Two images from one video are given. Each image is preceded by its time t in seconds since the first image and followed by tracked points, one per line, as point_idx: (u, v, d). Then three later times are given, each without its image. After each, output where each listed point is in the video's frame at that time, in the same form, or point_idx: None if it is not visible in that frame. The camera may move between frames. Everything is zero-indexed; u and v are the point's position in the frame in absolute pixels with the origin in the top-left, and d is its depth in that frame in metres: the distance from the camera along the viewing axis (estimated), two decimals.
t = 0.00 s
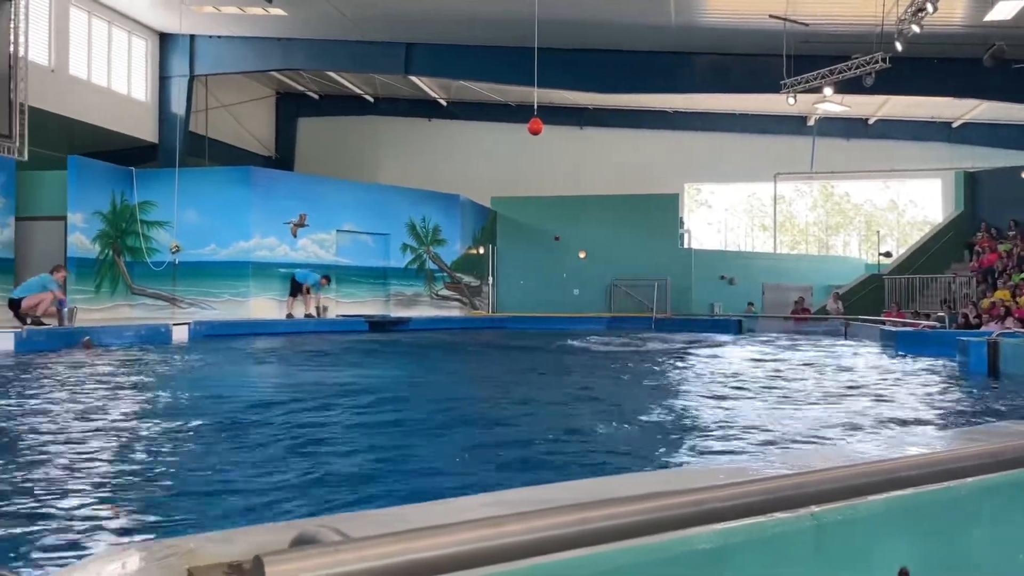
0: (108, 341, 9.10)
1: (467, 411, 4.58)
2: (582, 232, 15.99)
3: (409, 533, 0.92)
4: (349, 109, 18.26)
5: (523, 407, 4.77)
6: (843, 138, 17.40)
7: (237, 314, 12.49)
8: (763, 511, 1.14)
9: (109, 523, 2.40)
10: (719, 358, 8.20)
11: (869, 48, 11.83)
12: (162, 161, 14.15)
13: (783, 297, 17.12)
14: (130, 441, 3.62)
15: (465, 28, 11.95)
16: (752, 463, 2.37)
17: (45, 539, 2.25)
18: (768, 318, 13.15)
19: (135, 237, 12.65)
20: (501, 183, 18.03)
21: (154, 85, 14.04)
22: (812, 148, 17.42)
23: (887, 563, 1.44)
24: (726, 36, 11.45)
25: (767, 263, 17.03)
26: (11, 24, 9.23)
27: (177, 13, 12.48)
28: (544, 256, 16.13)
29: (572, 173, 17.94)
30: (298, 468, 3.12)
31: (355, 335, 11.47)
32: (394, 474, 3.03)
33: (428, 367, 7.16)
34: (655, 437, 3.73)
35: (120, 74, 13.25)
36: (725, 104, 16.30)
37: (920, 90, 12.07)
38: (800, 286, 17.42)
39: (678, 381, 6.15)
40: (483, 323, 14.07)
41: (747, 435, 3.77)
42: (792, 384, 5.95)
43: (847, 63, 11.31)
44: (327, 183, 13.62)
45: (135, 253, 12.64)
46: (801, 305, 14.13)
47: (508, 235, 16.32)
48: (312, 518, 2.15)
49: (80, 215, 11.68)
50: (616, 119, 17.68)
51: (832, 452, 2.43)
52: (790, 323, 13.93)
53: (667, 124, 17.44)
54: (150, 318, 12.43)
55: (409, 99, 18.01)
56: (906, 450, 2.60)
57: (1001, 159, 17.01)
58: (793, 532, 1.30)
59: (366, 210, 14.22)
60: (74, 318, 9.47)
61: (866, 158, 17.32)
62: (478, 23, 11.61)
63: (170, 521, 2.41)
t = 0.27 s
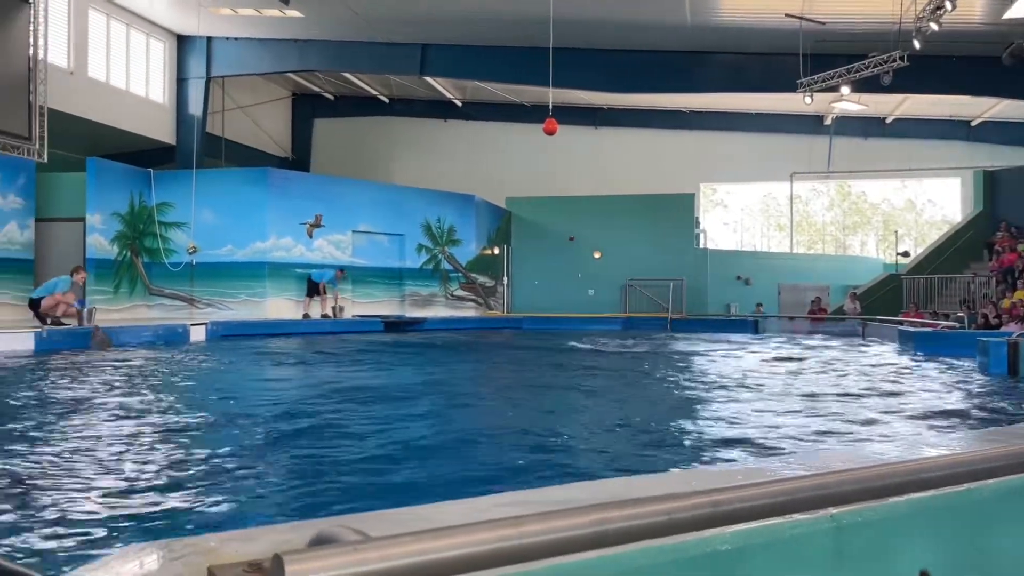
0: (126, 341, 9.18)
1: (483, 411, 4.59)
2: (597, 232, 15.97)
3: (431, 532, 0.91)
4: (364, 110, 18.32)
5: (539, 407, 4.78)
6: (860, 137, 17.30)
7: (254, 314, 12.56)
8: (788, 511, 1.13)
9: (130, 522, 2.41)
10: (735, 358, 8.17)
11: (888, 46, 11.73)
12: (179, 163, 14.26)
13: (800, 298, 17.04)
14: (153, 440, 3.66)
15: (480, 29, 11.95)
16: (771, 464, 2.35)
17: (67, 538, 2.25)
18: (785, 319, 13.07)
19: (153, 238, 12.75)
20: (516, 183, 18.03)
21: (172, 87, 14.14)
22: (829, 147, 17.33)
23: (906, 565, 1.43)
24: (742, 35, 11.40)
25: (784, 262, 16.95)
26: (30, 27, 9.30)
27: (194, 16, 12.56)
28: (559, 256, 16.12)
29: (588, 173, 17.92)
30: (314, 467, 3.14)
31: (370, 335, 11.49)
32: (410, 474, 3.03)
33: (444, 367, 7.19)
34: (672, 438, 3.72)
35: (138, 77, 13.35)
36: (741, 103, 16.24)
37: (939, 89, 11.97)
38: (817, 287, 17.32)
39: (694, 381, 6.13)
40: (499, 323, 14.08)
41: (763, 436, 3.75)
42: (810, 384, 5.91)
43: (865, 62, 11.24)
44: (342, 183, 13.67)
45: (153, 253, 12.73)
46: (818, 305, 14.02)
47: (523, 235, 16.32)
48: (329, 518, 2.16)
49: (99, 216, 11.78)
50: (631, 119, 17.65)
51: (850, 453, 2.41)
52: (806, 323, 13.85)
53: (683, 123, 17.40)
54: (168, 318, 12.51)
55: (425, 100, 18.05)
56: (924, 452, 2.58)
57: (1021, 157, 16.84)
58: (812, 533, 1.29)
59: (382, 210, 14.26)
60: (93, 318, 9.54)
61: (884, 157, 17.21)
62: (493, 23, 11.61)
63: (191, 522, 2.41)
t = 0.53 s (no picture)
0: (145, 340, 9.25)
1: (498, 411, 4.60)
2: (613, 232, 15.94)
3: (451, 532, 0.91)
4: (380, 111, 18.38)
5: (554, 407, 4.78)
6: (878, 136, 17.19)
7: (270, 314, 12.64)
8: (808, 512, 1.12)
9: (150, 521, 2.43)
10: (752, 359, 8.13)
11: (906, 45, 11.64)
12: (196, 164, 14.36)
13: (817, 298, 16.94)
14: (173, 439, 3.69)
15: (495, 29, 11.96)
16: (789, 465, 2.34)
17: (88, 539, 2.25)
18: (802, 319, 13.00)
19: (171, 238, 12.84)
20: (531, 183, 18.04)
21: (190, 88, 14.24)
22: (847, 147, 17.22)
23: (928, 568, 1.41)
24: (758, 34, 11.34)
25: (801, 263, 16.86)
26: (50, 30, 9.38)
27: (211, 18, 12.63)
28: (575, 256, 16.10)
29: (603, 173, 17.90)
30: (331, 467, 3.15)
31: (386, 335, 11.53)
32: (427, 474, 3.04)
33: (459, 367, 7.21)
34: (689, 439, 3.70)
35: (156, 78, 13.45)
36: (758, 103, 16.17)
37: (957, 88, 11.87)
38: (834, 287, 17.22)
39: (710, 381, 6.11)
40: (514, 324, 14.08)
41: (781, 437, 3.73)
42: (828, 385, 5.88)
43: (883, 61, 11.16)
44: (358, 183, 13.71)
45: (171, 254, 12.82)
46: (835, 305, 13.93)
47: (538, 235, 16.32)
48: (347, 517, 2.16)
49: (118, 217, 11.87)
50: (647, 119, 17.61)
51: (870, 454, 2.39)
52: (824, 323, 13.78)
53: (699, 123, 17.34)
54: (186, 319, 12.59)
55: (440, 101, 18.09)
56: (945, 454, 2.56)
57: None
58: (833, 535, 1.28)
59: (397, 211, 14.30)
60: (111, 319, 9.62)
61: (902, 156, 17.09)
62: (509, 23, 11.60)
63: (210, 523, 2.41)
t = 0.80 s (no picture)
0: (162, 340, 9.31)
1: (513, 412, 4.61)
2: (627, 232, 15.91)
3: (469, 532, 0.90)
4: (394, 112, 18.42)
5: (569, 407, 4.78)
6: (895, 135, 17.08)
7: (285, 314, 12.70)
8: (828, 513, 1.11)
9: (168, 521, 2.45)
10: (767, 359, 8.10)
11: (923, 43, 11.56)
12: (212, 165, 14.45)
13: (832, 298, 16.86)
14: (191, 439, 3.71)
15: (509, 30, 11.97)
16: (805, 467, 2.33)
17: (105, 540, 2.26)
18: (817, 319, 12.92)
19: (187, 239, 12.92)
20: (544, 184, 18.03)
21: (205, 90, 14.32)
22: (863, 147, 17.12)
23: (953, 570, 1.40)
24: (773, 33, 11.29)
25: (816, 263, 16.78)
26: (68, 32, 9.46)
27: (227, 19, 12.69)
28: (589, 257, 16.08)
29: (617, 174, 17.87)
30: (347, 467, 3.17)
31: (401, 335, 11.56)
32: (441, 474, 3.04)
33: (474, 367, 7.23)
34: (704, 440, 3.69)
35: (172, 80, 13.54)
36: (773, 102, 16.11)
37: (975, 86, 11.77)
38: (851, 287, 17.14)
39: (725, 382, 6.10)
40: (527, 324, 14.06)
41: (796, 438, 3.72)
42: (844, 386, 5.85)
43: (899, 59, 11.09)
44: (373, 184, 13.75)
45: (187, 254, 12.90)
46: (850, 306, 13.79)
47: (552, 235, 16.31)
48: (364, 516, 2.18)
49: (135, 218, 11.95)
50: (661, 119, 17.57)
51: (887, 456, 2.38)
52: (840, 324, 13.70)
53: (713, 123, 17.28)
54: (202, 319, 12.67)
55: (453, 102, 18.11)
56: (963, 455, 2.54)
57: None
58: (853, 537, 1.27)
59: (412, 212, 14.32)
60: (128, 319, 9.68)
61: (919, 155, 16.98)
62: (523, 23, 11.60)
63: (228, 524, 2.41)
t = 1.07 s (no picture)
0: (174, 341, 9.35)
1: (524, 412, 4.61)
2: (638, 232, 15.88)
3: (481, 532, 0.91)
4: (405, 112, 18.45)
5: (580, 408, 4.78)
6: (908, 134, 16.99)
7: (296, 314, 12.75)
8: (843, 515, 1.10)
9: (180, 520, 2.46)
10: (780, 360, 8.07)
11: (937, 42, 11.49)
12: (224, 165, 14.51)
13: (845, 298, 16.78)
14: (202, 439, 3.73)
15: (520, 29, 11.96)
16: (819, 467, 2.32)
17: (118, 539, 2.27)
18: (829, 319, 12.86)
19: (199, 240, 12.97)
20: (555, 184, 18.03)
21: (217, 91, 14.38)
22: (876, 146, 17.03)
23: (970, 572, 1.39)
24: (785, 33, 11.24)
25: (829, 262, 16.70)
26: (81, 34, 9.51)
27: (238, 21, 12.74)
28: (599, 257, 16.06)
29: (628, 174, 17.84)
30: (359, 467, 3.18)
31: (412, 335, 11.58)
32: (453, 474, 3.04)
33: (485, 367, 7.24)
34: (716, 440, 3.68)
35: (185, 81, 13.60)
36: (785, 101, 16.04)
37: (989, 85, 11.69)
38: (863, 287, 17.06)
39: (737, 382, 6.08)
40: (538, 325, 14.04)
41: (809, 439, 3.70)
42: (857, 386, 5.82)
43: (912, 58, 11.02)
44: (384, 184, 13.78)
45: (199, 255, 12.96)
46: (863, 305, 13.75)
47: (563, 235, 16.30)
48: (378, 515, 2.18)
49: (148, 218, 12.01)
50: (672, 118, 17.53)
51: (902, 457, 2.36)
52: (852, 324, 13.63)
53: (725, 122, 17.23)
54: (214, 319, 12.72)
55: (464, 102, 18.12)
56: (979, 456, 2.53)
57: None
58: (867, 537, 1.27)
59: (423, 212, 14.35)
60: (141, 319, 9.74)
61: (932, 155, 16.89)
62: (534, 23, 11.58)
63: (240, 523, 2.42)
